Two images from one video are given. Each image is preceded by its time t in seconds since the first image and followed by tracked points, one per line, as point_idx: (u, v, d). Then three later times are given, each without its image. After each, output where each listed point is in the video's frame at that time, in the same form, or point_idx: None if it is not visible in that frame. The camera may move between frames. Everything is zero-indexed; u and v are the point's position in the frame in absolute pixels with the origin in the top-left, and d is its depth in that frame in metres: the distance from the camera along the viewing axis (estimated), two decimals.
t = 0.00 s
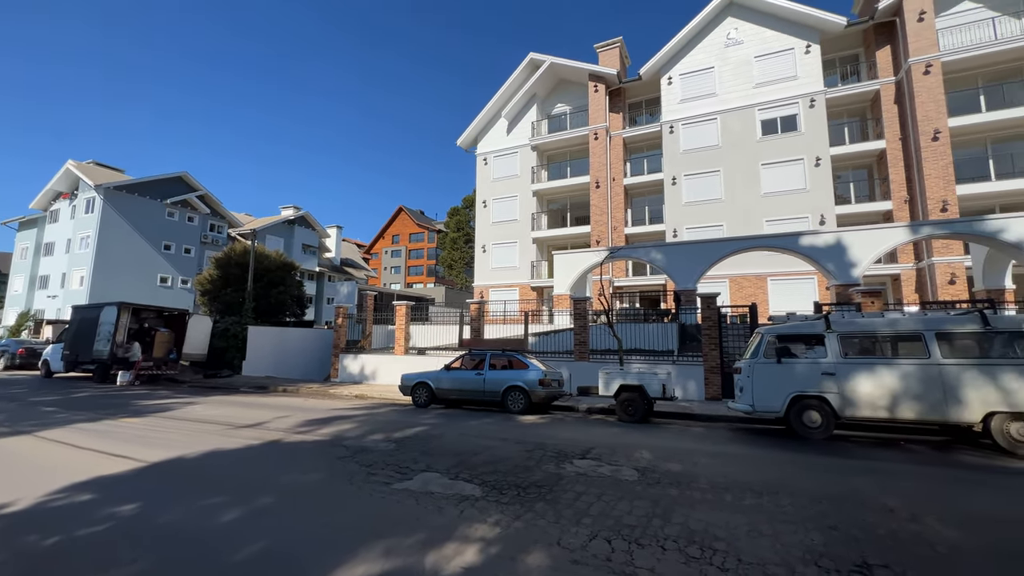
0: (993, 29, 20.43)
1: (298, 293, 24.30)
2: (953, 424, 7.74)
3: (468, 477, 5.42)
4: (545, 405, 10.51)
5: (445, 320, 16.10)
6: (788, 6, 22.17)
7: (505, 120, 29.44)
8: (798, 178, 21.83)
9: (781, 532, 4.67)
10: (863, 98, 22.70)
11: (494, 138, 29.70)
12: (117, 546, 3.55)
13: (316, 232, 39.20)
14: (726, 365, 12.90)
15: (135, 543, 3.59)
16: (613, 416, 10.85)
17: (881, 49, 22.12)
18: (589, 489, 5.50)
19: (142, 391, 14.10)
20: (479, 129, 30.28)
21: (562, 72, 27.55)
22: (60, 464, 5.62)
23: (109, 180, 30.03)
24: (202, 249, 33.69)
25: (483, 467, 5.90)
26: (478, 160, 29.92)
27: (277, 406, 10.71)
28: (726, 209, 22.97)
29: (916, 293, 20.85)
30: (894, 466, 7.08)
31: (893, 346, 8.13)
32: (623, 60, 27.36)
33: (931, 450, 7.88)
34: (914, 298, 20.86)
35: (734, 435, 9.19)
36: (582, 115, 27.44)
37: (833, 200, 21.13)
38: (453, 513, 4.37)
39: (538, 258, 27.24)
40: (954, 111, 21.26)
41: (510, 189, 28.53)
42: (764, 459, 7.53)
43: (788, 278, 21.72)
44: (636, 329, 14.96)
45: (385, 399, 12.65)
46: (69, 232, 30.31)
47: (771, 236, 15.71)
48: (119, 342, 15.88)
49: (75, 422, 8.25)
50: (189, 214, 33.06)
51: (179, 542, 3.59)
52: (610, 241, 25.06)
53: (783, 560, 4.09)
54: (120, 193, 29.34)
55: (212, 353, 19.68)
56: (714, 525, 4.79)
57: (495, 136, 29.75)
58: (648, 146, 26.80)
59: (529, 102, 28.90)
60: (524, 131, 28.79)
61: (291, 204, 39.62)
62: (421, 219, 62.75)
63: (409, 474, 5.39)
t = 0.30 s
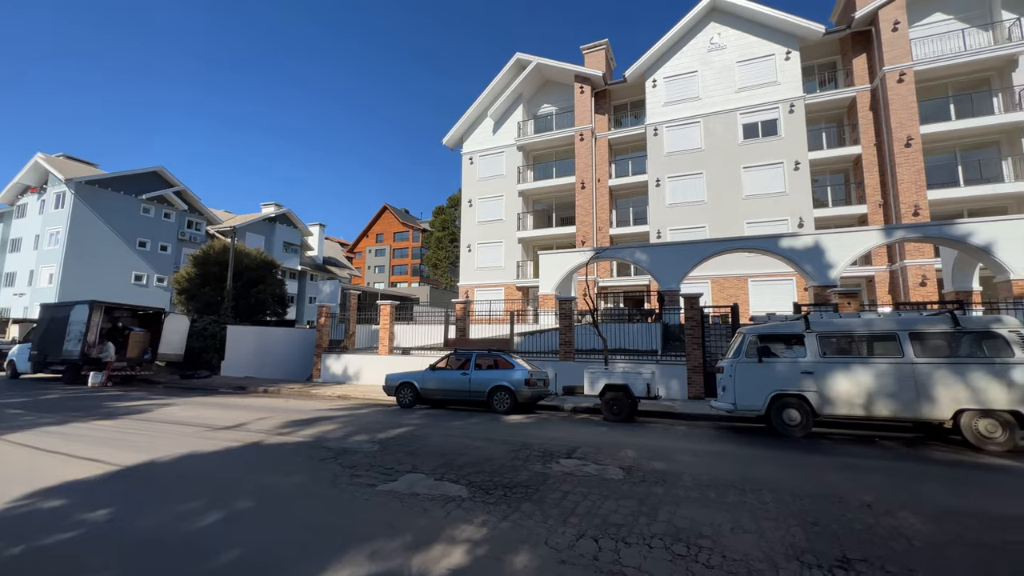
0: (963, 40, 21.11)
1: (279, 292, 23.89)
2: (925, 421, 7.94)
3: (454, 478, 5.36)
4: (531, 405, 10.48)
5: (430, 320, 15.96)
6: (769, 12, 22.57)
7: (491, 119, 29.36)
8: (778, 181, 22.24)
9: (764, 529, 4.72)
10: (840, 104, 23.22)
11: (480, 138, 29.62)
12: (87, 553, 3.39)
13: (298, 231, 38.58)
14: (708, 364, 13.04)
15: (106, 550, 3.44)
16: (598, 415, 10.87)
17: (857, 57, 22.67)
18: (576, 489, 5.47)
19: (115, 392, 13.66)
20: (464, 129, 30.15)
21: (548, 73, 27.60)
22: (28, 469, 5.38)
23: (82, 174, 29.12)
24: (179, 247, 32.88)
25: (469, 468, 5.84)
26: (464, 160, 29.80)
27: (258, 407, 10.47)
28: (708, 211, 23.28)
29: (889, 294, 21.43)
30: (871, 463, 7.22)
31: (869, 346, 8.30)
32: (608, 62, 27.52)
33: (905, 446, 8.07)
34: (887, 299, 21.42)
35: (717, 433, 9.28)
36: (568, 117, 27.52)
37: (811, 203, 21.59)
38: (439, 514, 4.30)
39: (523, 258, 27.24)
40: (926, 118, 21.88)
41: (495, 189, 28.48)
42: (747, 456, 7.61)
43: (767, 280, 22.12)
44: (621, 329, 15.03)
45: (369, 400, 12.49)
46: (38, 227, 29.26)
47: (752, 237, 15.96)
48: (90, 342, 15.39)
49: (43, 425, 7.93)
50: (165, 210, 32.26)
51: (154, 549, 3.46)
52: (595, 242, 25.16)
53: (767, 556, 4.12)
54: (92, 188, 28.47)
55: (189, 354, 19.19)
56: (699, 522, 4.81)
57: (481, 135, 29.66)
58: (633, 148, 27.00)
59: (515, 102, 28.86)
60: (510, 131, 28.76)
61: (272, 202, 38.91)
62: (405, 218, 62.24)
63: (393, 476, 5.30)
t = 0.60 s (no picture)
0: (936, 50, 21.74)
1: (260, 291, 23.46)
2: (900, 419, 8.13)
3: (441, 479, 5.29)
4: (517, 405, 10.45)
5: (416, 320, 15.81)
6: (752, 18, 22.93)
7: (478, 119, 29.28)
8: (759, 184, 22.61)
9: (749, 526, 4.75)
10: (819, 110, 23.71)
11: (466, 137, 29.50)
12: (59, 562, 3.25)
13: (280, 229, 37.96)
14: (692, 364, 13.17)
15: (79, 558, 3.30)
16: (584, 415, 10.87)
17: (835, 64, 23.17)
18: (563, 489, 5.45)
19: (88, 393, 13.23)
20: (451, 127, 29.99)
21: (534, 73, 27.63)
22: None
23: (53, 168, 28.20)
24: (156, 244, 32.08)
25: (456, 469, 5.77)
26: (450, 159, 29.65)
27: (239, 408, 10.25)
28: (692, 213, 23.55)
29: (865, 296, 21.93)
30: (851, 459, 7.35)
31: (847, 346, 8.45)
32: (595, 64, 27.65)
33: (881, 443, 8.25)
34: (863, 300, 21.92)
35: (701, 432, 9.37)
36: (554, 117, 27.57)
37: (790, 205, 21.99)
38: (427, 515, 4.24)
39: (509, 258, 27.20)
40: (900, 124, 22.47)
41: (482, 188, 28.40)
42: (730, 454, 7.69)
43: (749, 281, 22.45)
44: (606, 329, 15.09)
45: (353, 401, 12.31)
46: (5, 223, 28.19)
47: (735, 239, 16.17)
48: (61, 342, 14.91)
49: (12, 429, 7.63)
50: (142, 207, 31.49)
51: (130, 556, 3.33)
52: (581, 242, 25.24)
53: (751, 552, 4.15)
54: (64, 182, 27.59)
55: (166, 354, 18.70)
56: (685, 521, 4.82)
57: (467, 134, 29.55)
58: (619, 149, 27.17)
59: (501, 102, 28.83)
60: (496, 131, 28.72)
61: (254, 200, 38.21)
62: (390, 217, 61.68)
63: (379, 477, 5.21)
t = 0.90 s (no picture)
0: (910, 59, 22.34)
1: (241, 289, 23.02)
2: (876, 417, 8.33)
3: (427, 481, 5.23)
4: (503, 405, 10.41)
5: (401, 320, 15.67)
6: (735, 24, 23.27)
7: (464, 118, 29.16)
8: (741, 187, 22.96)
9: (733, 523, 4.79)
10: (799, 115, 24.17)
11: (452, 136, 29.36)
12: (26, 571, 3.10)
13: (261, 227, 37.31)
14: (676, 364, 13.30)
15: (49, 568, 3.15)
16: (569, 414, 10.89)
17: (815, 71, 23.65)
18: (550, 489, 5.42)
19: (60, 395, 12.81)
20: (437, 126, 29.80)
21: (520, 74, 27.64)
22: None
23: (21, 160, 26.93)
24: (131, 241, 31.31)
25: (443, 470, 5.71)
26: (436, 158, 29.48)
27: (219, 410, 10.01)
28: (676, 214, 23.80)
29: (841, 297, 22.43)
30: (831, 457, 7.47)
31: (825, 345, 8.60)
32: (581, 66, 27.77)
33: (858, 441, 8.42)
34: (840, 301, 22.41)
35: (685, 431, 9.46)
36: (540, 118, 27.60)
37: (771, 208, 22.38)
38: (413, 517, 4.17)
39: (495, 258, 27.14)
40: (875, 130, 23.00)
41: (468, 187, 28.30)
42: (714, 453, 7.76)
43: (731, 282, 22.78)
44: (592, 329, 15.13)
45: (336, 402, 12.12)
46: None
47: (717, 240, 16.37)
48: (31, 342, 14.35)
49: None
50: (117, 202, 30.66)
51: (103, 563, 3.20)
52: (567, 242, 25.31)
53: (737, 549, 4.18)
54: (32, 176, 26.36)
55: (142, 355, 18.17)
56: (671, 519, 4.84)
57: (453, 133, 29.41)
58: (604, 150, 27.32)
59: (488, 101, 28.78)
60: (483, 131, 28.65)
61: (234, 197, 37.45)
62: (374, 216, 61.09)
63: (364, 480, 5.12)
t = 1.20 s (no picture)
0: (886, 67, 22.90)
1: (220, 288, 22.56)
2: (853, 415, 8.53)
3: (413, 482, 5.16)
4: (489, 405, 10.35)
5: (386, 319, 15.51)
6: (719, 28, 23.58)
7: (451, 116, 29.02)
8: (724, 189, 23.27)
9: (719, 521, 4.82)
10: (780, 119, 24.59)
11: (439, 135, 29.20)
12: None
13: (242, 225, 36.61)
14: (660, 363, 13.40)
15: None
16: (556, 414, 10.89)
17: (795, 76, 24.08)
18: (537, 489, 5.39)
19: (28, 396, 12.33)
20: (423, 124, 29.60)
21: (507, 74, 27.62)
22: None
23: None
24: (106, 238, 30.47)
25: (429, 470, 5.64)
26: (422, 156, 29.28)
27: (199, 412, 9.76)
28: (661, 215, 24.01)
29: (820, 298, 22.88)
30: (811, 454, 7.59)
31: (805, 345, 8.76)
32: (568, 67, 27.85)
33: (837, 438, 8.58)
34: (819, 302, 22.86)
35: (670, 429, 9.52)
36: (527, 118, 27.60)
37: (752, 210, 22.72)
38: (400, 519, 4.10)
39: (481, 258, 27.06)
40: (853, 135, 23.52)
41: (454, 186, 28.18)
42: (699, 451, 7.82)
43: (714, 282, 23.06)
44: (578, 329, 15.15)
45: (320, 402, 11.93)
46: None
47: (701, 241, 16.54)
48: None
49: None
50: (90, 198, 29.80)
51: (75, 571, 3.08)
52: (553, 242, 25.35)
53: (722, 547, 4.20)
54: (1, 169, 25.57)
55: (117, 355, 17.66)
56: (657, 517, 4.86)
57: (440, 131, 29.27)
58: (590, 151, 27.45)
59: (474, 100, 28.72)
60: (469, 129, 28.57)
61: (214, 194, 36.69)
62: (359, 214, 60.46)
63: (349, 481, 5.03)
